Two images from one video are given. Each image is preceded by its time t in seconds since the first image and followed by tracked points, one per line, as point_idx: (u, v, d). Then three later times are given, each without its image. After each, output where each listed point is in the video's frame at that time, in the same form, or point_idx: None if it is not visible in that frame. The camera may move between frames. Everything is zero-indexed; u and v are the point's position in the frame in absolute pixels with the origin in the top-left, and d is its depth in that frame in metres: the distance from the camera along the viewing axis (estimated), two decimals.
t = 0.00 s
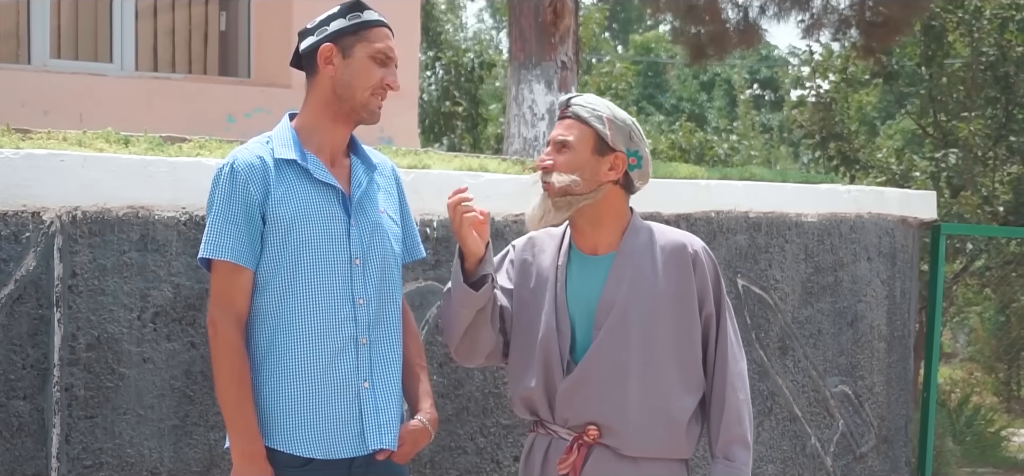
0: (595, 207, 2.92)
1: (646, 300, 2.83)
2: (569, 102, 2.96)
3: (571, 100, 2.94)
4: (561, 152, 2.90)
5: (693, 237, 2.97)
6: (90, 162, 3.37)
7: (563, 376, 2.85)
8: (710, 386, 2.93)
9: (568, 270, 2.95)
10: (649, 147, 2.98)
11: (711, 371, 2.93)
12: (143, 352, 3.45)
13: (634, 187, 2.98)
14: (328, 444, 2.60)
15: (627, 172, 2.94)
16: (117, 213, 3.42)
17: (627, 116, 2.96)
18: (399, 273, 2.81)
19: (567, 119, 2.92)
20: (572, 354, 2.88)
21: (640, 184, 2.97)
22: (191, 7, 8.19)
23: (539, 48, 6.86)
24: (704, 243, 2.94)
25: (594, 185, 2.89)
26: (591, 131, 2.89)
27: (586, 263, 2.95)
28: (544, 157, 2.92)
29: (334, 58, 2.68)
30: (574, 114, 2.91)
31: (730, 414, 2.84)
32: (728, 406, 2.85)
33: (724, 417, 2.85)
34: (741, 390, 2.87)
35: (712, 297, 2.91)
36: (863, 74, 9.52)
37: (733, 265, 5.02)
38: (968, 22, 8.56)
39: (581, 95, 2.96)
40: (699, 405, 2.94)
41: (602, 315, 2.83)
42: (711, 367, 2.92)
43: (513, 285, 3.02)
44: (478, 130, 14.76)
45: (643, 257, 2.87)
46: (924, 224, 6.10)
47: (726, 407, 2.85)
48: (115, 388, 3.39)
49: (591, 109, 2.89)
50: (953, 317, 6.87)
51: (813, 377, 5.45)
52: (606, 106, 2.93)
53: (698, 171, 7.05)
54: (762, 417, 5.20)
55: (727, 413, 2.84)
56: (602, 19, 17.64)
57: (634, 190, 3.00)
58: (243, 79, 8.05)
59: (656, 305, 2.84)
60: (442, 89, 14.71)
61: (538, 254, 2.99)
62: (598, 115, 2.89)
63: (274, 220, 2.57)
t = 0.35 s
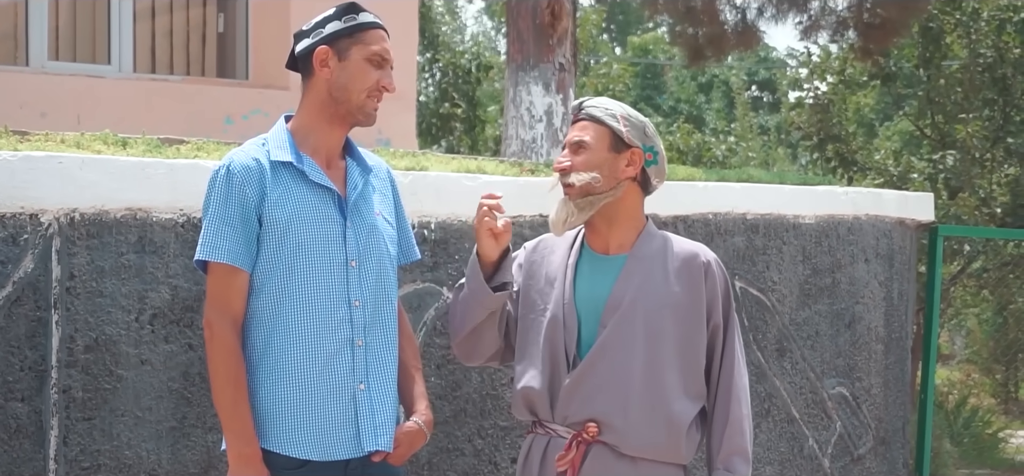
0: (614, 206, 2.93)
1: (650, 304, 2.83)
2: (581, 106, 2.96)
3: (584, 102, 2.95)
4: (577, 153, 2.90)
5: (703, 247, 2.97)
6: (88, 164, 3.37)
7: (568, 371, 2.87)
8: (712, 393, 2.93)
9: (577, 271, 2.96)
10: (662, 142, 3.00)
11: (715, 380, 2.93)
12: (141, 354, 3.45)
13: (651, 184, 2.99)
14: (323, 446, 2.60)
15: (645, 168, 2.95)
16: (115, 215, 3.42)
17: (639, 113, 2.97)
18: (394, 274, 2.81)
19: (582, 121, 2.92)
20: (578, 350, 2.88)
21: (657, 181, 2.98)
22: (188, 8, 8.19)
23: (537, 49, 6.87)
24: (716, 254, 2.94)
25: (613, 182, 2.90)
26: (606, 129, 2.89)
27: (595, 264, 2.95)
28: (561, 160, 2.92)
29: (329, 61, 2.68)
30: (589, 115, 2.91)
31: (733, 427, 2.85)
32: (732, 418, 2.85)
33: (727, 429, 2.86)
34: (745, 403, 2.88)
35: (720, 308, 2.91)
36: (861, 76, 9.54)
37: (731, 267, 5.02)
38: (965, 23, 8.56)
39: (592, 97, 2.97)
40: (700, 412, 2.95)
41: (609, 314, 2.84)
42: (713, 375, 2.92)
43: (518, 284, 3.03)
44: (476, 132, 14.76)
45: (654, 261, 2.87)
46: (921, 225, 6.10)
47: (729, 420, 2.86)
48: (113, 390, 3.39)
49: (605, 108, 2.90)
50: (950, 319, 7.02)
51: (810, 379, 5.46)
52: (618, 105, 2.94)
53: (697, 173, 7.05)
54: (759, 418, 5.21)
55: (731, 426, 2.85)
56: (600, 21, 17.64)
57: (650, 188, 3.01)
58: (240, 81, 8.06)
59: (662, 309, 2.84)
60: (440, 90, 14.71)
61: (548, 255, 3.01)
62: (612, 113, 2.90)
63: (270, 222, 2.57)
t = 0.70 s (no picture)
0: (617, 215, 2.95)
1: (647, 307, 2.83)
2: (574, 113, 2.94)
3: (578, 110, 2.93)
4: (579, 166, 2.90)
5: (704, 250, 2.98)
6: (86, 165, 3.37)
7: (568, 372, 2.86)
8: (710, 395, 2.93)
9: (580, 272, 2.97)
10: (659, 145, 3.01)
11: (715, 383, 2.94)
12: (139, 355, 3.45)
13: (650, 186, 3.00)
14: (318, 448, 2.61)
15: (645, 174, 2.96)
16: (113, 216, 3.42)
17: (635, 117, 2.96)
18: (390, 275, 2.81)
19: (576, 129, 2.91)
20: (578, 352, 2.88)
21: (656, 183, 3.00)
22: (186, 9, 8.20)
23: (534, 50, 6.87)
24: (715, 256, 2.94)
25: (616, 193, 2.92)
26: (606, 139, 2.89)
27: (599, 265, 2.96)
28: (563, 173, 2.92)
29: (326, 65, 2.68)
30: (584, 125, 2.89)
31: (733, 429, 2.85)
32: (732, 421, 2.86)
33: (727, 433, 2.86)
34: (744, 405, 2.88)
35: (721, 311, 2.91)
36: (859, 76, 9.47)
37: (729, 268, 5.03)
38: (963, 25, 8.57)
39: (585, 102, 2.96)
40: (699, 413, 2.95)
41: (611, 316, 2.84)
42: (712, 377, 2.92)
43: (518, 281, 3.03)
44: (474, 133, 14.79)
45: (653, 264, 2.88)
46: (919, 226, 6.10)
47: (728, 423, 2.87)
48: (111, 391, 3.39)
49: (601, 118, 2.88)
50: (948, 320, 6.96)
51: (808, 380, 5.47)
52: (614, 112, 2.93)
53: (694, 174, 7.06)
54: (757, 419, 5.21)
55: (733, 429, 2.85)
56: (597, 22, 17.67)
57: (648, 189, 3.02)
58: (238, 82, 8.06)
59: (659, 311, 2.84)
60: (437, 91, 14.73)
61: (550, 254, 3.01)
62: (609, 123, 2.89)
63: (264, 223, 2.57)
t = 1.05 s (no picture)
0: (614, 208, 2.93)
1: (643, 309, 2.83)
2: (588, 105, 2.96)
3: (593, 102, 2.96)
4: (582, 153, 2.91)
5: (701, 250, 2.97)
6: (84, 166, 3.37)
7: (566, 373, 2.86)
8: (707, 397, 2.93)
9: (575, 271, 2.96)
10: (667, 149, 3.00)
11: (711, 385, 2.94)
12: (137, 356, 3.45)
13: (652, 189, 3.00)
14: (314, 449, 2.61)
15: (649, 173, 2.96)
16: (111, 216, 3.41)
17: (647, 118, 2.97)
18: (386, 276, 2.81)
19: (589, 121, 2.93)
20: (575, 352, 2.88)
21: (659, 186, 2.99)
22: (184, 9, 8.20)
23: (532, 51, 6.88)
24: (711, 256, 2.94)
25: (616, 184, 2.90)
26: (614, 132, 2.90)
27: (594, 263, 2.95)
28: (565, 159, 2.92)
29: (322, 66, 2.68)
30: (596, 116, 2.91)
31: (731, 431, 2.86)
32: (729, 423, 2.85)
33: (726, 434, 2.86)
34: (742, 406, 2.87)
35: (717, 312, 2.91)
36: (857, 77, 9.54)
37: (727, 269, 5.03)
38: (961, 25, 8.58)
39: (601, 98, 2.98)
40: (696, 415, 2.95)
41: (606, 316, 2.84)
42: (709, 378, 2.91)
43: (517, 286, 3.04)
44: (472, 133, 14.78)
45: (650, 264, 2.88)
46: (917, 227, 6.10)
47: (727, 424, 2.87)
48: (108, 392, 3.39)
49: (613, 110, 2.90)
50: (946, 321, 6.86)
51: (806, 381, 5.47)
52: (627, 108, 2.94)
53: (693, 174, 7.07)
54: (755, 420, 5.21)
55: (731, 430, 2.86)
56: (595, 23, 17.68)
57: (651, 192, 3.02)
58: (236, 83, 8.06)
59: (657, 312, 2.84)
60: (435, 92, 14.73)
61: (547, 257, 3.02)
62: (620, 116, 2.90)
63: (260, 225, 2.57)
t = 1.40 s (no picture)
0: (599, 209, 2.94)
1: (639, 308, 2.82)
2: (573, 107, 2.99)
3: (578, 104, 2.98)
4: (565, 154, 2.93)
5: (697, 247, 2.95)
6: (82, 166, 3.36)
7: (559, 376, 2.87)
8: (706, 395, 2.92)
9: (567, 275, 2.98)
10: (654, 152, 3.00)
11: (709, 382, 2.91)
12: (135, 356, 3.44)
13: (640, 190, 2.98)
14: (312, 448, 2.60)
15: (633, 174, 2.95)
16: (109, 216, 3.41)
17: (633, 120, 2.98)
18: (383, 275, 2.81)
19: (573, 123, 2.95)
20: (568, 356, 2.88)
21: (646, 187, 2.98)
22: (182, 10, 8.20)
23: (531, 51, 6.88)
24: (707, 253, 2.92)
25: (599, 186, 2.91)
26: (596, 133, 2.91)
27: (586, 265, 2.96)
28: (549, 160, 2.95)
29: (316, 68, 2.68)
30: (580, 117, 2.94)
31: (728, 428, 2.82)
32: (726, 420, 2.82)
33: (721, 431, 2.83)
34: (742, 402, 2.85)
35: (714, 308, 2.89)
36: (855, 77, 9.50)
37: (725, 269, 5.03)
38: (959, 26, 8.60)
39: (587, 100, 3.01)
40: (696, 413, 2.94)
41: (600, 318, 2.84)
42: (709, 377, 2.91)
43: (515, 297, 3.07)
44: (469, 134, 14.78)
45: (642, 263, 2.87)
46: (916, 227, 6.11)
47: (724, 420, 2.83)
48: (107, 392, 3.38)
49: (595, 111, 2.92)
50: (945, 322, 6.75)
51: (804, 381, 5.47)
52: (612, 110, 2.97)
53: (691, 175, 7.07)
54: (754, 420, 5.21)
55: (727, 425, 2.82)
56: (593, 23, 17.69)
57: (640, 193, 3.01)
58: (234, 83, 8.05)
59: (655, 311, 2.83)
60: (434, 92, 14.72)
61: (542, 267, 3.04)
62: (603, 116, 2.92)
63: (257, 224, 2.57)
